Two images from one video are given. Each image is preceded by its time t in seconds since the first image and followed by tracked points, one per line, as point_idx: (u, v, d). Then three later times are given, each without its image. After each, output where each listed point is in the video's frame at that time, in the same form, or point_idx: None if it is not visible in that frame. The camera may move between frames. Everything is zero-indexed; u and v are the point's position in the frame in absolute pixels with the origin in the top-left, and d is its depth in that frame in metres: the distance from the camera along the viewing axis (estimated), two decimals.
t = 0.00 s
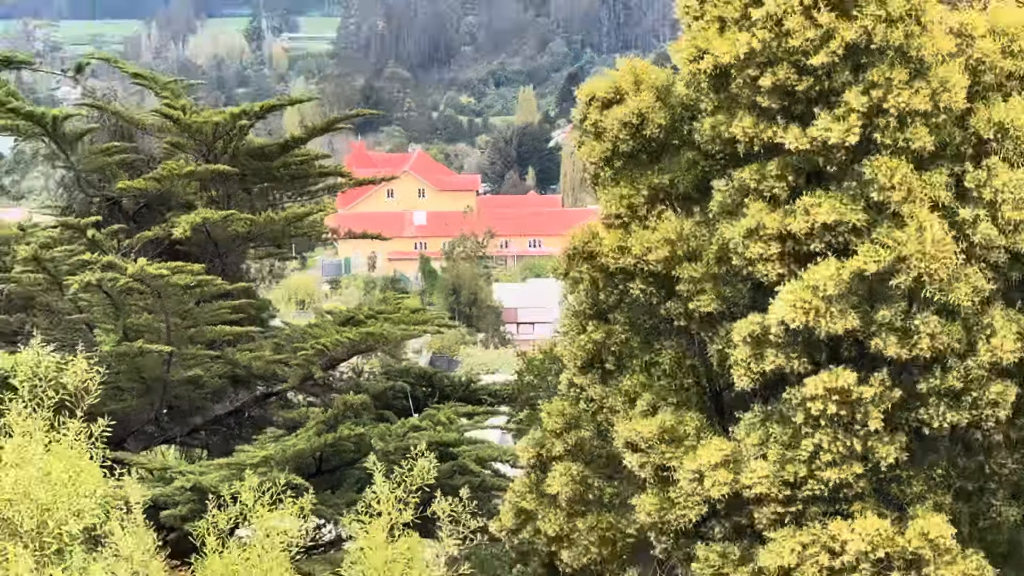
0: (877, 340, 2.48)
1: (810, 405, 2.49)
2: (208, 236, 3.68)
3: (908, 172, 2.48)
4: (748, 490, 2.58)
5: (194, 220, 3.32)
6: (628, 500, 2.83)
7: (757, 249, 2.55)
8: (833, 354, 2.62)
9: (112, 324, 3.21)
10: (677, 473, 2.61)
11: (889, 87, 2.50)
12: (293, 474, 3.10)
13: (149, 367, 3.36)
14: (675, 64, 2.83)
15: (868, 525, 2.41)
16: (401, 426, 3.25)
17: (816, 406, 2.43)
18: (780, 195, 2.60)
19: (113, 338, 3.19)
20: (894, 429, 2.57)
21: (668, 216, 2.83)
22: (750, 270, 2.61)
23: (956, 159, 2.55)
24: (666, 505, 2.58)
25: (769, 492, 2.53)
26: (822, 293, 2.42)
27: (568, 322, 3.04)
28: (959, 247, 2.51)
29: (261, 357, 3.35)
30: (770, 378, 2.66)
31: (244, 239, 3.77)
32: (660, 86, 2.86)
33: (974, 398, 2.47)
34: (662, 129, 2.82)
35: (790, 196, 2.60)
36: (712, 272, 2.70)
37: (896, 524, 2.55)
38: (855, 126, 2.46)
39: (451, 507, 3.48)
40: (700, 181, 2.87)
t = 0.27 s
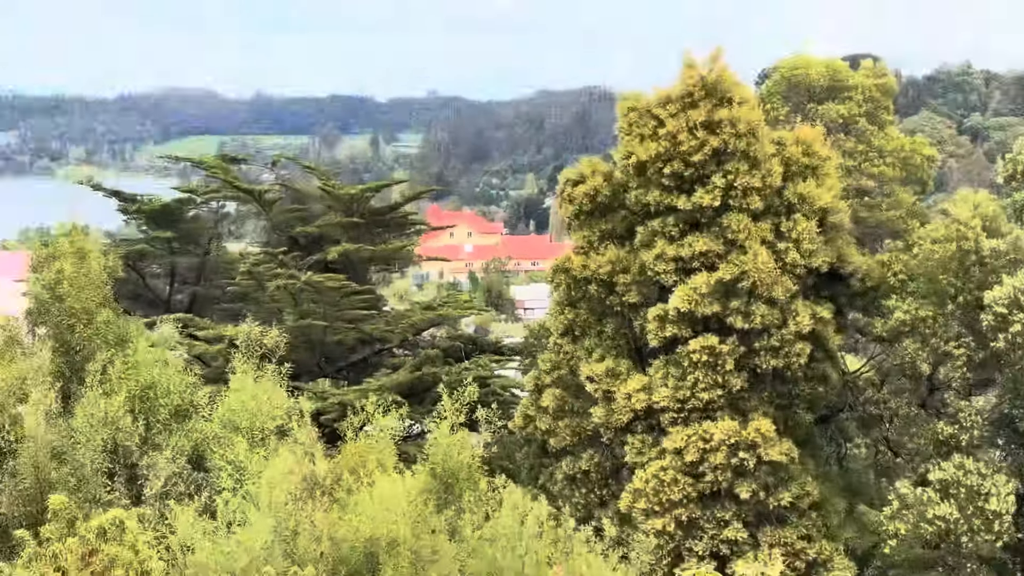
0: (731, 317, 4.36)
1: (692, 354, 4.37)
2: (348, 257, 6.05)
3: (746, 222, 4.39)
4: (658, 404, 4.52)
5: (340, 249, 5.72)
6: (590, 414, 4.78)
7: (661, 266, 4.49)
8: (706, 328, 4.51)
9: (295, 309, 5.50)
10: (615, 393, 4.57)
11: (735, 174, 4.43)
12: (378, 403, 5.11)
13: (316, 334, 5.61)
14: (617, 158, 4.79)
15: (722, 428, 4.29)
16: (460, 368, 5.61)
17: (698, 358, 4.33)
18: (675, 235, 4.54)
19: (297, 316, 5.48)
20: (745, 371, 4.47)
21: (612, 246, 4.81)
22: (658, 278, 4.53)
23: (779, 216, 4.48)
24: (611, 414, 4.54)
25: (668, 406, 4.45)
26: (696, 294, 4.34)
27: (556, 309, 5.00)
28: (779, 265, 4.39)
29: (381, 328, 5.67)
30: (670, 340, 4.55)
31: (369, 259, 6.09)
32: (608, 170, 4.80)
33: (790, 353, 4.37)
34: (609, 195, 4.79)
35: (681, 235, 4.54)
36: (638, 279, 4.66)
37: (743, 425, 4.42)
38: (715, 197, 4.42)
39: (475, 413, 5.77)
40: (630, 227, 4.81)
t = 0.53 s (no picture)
0: (708, 315, 5.07)
1: (675, 346, 5.09)
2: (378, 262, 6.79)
3: (723, 232, 5.10)
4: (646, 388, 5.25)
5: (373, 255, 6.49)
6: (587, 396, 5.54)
7: (648, 270, 5.23)
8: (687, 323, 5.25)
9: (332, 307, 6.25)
10: (610, 379, 5.33)
11: (713, 191, 5.15)
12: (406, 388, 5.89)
13: (351, 328, 6.36)
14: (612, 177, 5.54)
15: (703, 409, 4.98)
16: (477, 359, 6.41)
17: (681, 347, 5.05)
18: (661, 243, 5.27)
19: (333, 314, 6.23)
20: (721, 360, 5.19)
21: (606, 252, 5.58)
22: (647, 280, 5.27)
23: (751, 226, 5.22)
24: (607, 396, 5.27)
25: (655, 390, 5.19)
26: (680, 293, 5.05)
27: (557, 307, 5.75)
28: (750, 270, 5.12)
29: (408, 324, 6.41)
30: (657, 334, 5.29)
31: (396, 265, 6.86)
32: (603, 187, 5.56)
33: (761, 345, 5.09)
34: (603, 209, 5.55)
35: (667, 243, 5.27)
36: (628, 281, 5.42)
37: (719, 407, 5.14)
38: (695, 210, 5.13)
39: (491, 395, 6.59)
40: (621, 235, 5.57)
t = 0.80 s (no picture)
0: (697, 313, 5.67)
1: (667, 341, 5.67)
2: (400, 264, 7.39)
3: (709, 238, 5.71)
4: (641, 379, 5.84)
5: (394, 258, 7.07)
6: (587, 387, 6.14)
7: (643, 272, 5.81)
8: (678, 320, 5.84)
9: (358, 306, 6.83)
10: (608, 369, 5.92)
11: (701, 200, 5.74)
12: (423, 379, 6.50)
13: (375, 325, 6.92)
14: (608, 189, 6.15)
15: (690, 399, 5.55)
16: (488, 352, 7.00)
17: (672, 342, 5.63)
18: (654, 248, 5.86)
19: (360, 312, 6.82)
20: (708, 353, 5.77)
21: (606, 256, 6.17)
22: (641, 281, 5.86)
23: (734, 233, 5.82)
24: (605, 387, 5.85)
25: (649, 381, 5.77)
26: (671, 293, 5.64)
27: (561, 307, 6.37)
28: (734, 272, 5.71)
29: (428, 319, 7.01)
30: (650, 330, 5.87)
31: (414, 267, 7.47)
32: (601, 199, 6.17)
33: (743, 340, 5.68)
34: (601, 217, 6.15)
35: (659, 248, 5.86)
36: (624, 282, 6.02)
37: (706, 395, 5.71)
38: (685, 218, 5.73)
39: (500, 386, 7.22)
40: (618, 241, 6.17)
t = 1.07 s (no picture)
0: (632, 305, 9.77)
1: (616, 322, 9.72)
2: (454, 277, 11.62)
3: (640, 259, 9.84)
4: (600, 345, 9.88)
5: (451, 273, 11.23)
6: (567, 349, 10.42)
7: (601, 278, 9.98)
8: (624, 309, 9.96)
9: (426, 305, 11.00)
10: (581, 340, 10.01)
11: (635, 236, 9.94)
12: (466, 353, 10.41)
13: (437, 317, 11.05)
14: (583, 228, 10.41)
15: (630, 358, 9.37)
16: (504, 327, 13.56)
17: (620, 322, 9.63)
18: (608, 264, 10.08)
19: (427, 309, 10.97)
20: (643, 329, 9.84)
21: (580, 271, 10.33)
22: (600, 284, 10.03)
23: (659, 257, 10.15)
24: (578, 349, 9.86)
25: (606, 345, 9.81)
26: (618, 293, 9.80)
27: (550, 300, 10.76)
28: (656, 280, 9.80)
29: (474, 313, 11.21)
30: (606, 315, 9.98)
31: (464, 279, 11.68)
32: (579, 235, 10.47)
33: (664, 320, 9.82)
34: (579, 245, 10.39)
35: (611, 264, 10.07)
36: (592, 285, 10.19)
37: (641, 356, 9.70)
38: (626, 246, 9.90)
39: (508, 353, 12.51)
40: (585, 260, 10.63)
